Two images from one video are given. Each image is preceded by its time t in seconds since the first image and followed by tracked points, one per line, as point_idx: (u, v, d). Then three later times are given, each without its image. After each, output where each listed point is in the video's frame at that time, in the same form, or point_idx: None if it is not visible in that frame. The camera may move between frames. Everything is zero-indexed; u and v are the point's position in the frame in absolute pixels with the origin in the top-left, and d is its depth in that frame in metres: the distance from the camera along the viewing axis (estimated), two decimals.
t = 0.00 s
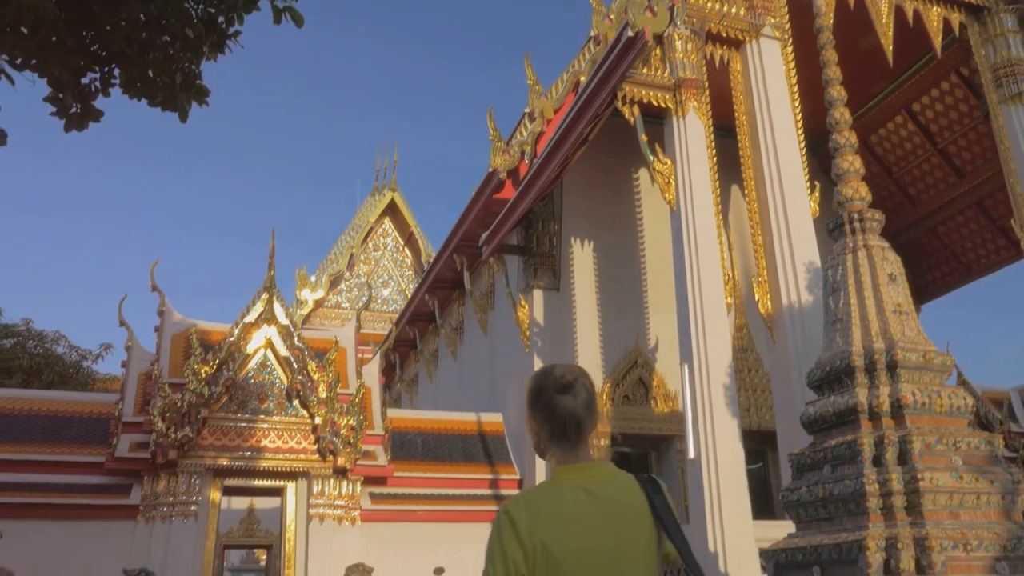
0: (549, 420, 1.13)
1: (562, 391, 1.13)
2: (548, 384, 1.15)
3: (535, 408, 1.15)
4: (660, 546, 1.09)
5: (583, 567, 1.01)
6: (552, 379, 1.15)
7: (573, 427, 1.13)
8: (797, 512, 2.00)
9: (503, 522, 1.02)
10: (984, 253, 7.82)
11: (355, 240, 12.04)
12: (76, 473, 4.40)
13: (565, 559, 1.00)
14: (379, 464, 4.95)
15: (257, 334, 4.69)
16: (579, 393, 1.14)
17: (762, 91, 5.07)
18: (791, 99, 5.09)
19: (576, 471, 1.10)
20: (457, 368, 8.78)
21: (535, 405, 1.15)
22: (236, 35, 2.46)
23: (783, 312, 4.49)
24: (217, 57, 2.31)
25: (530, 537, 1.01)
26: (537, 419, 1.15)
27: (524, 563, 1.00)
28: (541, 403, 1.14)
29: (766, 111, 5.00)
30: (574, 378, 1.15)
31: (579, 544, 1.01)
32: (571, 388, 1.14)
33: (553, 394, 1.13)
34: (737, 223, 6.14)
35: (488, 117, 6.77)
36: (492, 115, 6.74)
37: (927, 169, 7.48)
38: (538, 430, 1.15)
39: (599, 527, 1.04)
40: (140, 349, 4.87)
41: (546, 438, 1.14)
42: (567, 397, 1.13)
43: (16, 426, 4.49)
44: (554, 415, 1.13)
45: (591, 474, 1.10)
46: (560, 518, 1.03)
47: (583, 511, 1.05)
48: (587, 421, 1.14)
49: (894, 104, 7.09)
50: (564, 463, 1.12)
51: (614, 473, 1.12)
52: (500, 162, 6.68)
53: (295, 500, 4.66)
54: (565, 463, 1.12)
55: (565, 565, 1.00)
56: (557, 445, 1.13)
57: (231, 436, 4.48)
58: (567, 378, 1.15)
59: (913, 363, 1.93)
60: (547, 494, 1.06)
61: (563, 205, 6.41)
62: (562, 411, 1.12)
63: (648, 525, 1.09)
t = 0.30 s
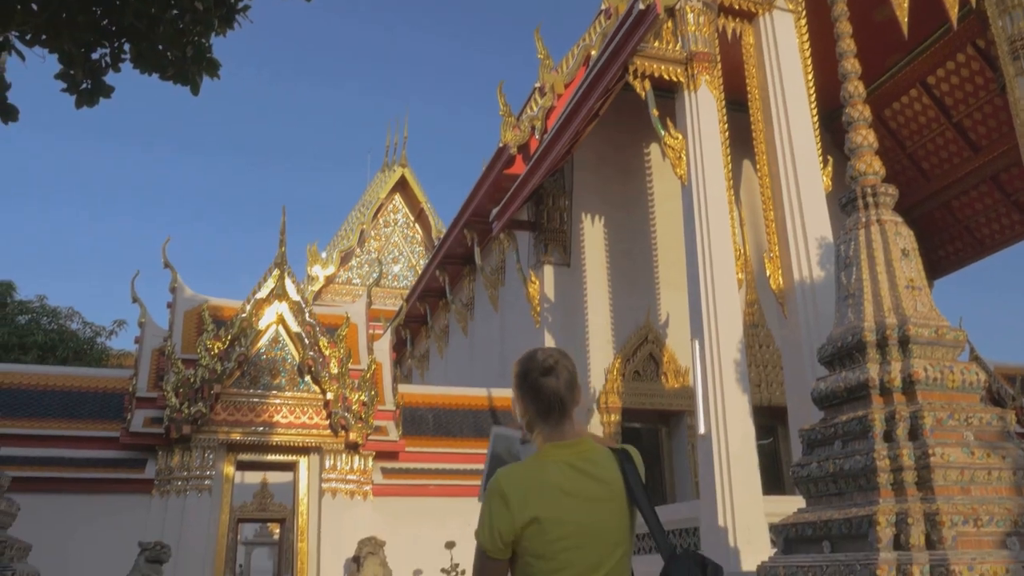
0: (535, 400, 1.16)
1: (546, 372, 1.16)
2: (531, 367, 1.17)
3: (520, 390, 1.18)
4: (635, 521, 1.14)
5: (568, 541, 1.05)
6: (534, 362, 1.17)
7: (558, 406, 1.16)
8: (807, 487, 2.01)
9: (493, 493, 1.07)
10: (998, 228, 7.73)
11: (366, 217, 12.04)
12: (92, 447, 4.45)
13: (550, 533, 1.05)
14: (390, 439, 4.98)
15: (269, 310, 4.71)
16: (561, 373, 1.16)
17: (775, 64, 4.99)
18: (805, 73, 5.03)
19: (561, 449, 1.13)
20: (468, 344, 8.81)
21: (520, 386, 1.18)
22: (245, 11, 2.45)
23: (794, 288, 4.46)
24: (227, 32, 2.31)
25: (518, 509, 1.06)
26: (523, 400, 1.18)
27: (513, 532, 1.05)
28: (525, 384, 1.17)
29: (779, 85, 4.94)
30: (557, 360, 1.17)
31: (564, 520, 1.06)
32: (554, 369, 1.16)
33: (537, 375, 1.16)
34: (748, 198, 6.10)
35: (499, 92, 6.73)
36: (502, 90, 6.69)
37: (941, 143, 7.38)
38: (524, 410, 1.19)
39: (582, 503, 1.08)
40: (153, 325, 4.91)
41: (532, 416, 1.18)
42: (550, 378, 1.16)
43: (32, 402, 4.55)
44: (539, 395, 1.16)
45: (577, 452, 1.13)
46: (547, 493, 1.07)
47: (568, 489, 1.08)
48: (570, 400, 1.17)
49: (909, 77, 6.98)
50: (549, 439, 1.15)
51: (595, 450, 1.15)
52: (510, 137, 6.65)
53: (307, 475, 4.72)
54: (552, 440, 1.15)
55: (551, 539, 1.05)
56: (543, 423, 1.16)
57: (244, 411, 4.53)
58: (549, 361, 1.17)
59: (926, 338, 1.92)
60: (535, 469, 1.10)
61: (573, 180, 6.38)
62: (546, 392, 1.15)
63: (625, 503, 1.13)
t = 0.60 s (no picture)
0: (548, 395, 1.16)
1: (557, 368, 1.15)
2: (541, 363, 1.15)
3: (532, 385, 1.17)
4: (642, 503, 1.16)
5: (586, 526, 1.06)
6: (544, 357, 1.15)
7: (570, 398, 1.16)
8: (819, 466, 2.01)
9: (513, 484, 1.06)
10: (1014, 206, 7.63)
11: (377, 196, 12.03)
12: (107, 425, 4.50)
13: (568, 520, 1.05)
14: (402, 417, 5.01)
15: (280, 290, 4.72)
16: (571, 367, 1.15)
17: (789, 40, 4.92)
18: (818, 48, 4.96)
19: (573, 440, 1.14)
20: (479, 323, 8.82)
21: (532, 382, 1.17)
22: None
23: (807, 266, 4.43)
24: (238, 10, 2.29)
25: (538, 497, 1.06)
26: (536, 394, 1.17)
27: (532, 520, 1.05)
28: (538, 380, 1.16)
29: (792, 62, 4.88)
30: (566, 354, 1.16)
31: (582, 506, 1.07)
32: (564, 364, 1.15)
33: (548, 372, 1.15)
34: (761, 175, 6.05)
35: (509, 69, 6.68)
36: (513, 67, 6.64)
37: (957, 119, 7.27)
38: (536, 404, 1.18)
39: (597, 490, 1.09)
40: (166, 305, 4.94)
41: (544, 410, 1.17)
42: (561, 374, 1.15)
43: (50, 380, 4.60)
44: (552, 390, 1.15)
45: (586, 442, 1.14)
46: (566, 482, 1.07)
47: (584, 476, 1.09)
48: (581, 391, 1.17)
49: (924, 52, 6.88)
50: (561, 431, 1.16)
51: (603, 439, 1.17)
52: (520, 115, 6.61)
53: (320, 453, 4.77)
54: (564, 432, 1.16)
55: (568, 526, 1.05)
56: (557, 416, 1.16)
57: (257, 390, 4.56)
58: (558, 357, 1.15)
59: (940, 317, 1.91)
60: (549, 459, 1.10)
61: (584, 158, 6.34)
62: (559, 387, 1.15)
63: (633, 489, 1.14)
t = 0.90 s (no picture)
0: (565, 386, 1.17)
1: (573, 358, 1.15)
2: (557, 354, 1.15)
3: (549, 378, 1.17)
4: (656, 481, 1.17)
5: (608, 507, 1.08)
6: (559, 348, 1.15)
7: (586, 385, 1.16)
8: (829, 446, 2.00)
9: (538, 468, 1.08)
10: None
11: (387, 176, 12.01)
12: (120, 405, 4.55)
13: (591, 502, 1.07)
14: (412, 397, 5.03)
15: (291, 270, 4.74)
16: (587, 356, 1.16)
17: (802, 16, 4.85)
18: (832, 26, 4.88)
19: (590, 425, 1.15)
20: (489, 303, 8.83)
21: (548, 373, 1.17)
22: None
23: (819, 246, 4.39)
24: None
25: (562, 481, 1.07)
26: (553, 386, 1.18)
27: (556, 501, 1.07)
28: (554, 371, 1.16)
29: (806, 39, 4.81)
30: (581, 344, 1.16)
31: (604, 488, 1.08)
32: (580, 354, 1.15)
33: (565, 361, 1.15)
34: (772, 153, 6.03)
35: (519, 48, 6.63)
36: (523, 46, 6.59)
37: (971, 97, 7.17)
38: (553, 393, 1.19)
39: (619, 472, 1.10)
40: (178, 285, 4.97)
41: (562, 398, 1.18)
42: (577, 363, 1.15)
43: (64, 360, 4.64)
44: (569, 380, 1.16)
45: (604, 426, 1.14)
46: (587, 466, 1.08)
47: (605, 460, 1.10)
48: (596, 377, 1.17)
49: (939, 29, 6.77)
50: (577, 418, 1.16)
51: (618, 421, 1.17)
52: (530, 95, 6.57)
53: (331, 434, 4.80)
54: (579, 418, 1.16)
55: (590, 507, 1.07)
56: (574, 403, 1.17)
57: (268, 369, 4.59)
58: (574, 348, 1.15)
59: (952, 296, 1.89)
60: (569, 444, 1.11)
61: (595, 138, 6.29)
62: (576, 376, 1.15)
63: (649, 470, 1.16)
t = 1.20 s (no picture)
0: (580, 372, 1.16)
1: (589, 342, 1.14)
2: (572, 340, 1.14)
3: (563, 363, 1.16)
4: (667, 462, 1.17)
5: (623, 487, 1.08)
6: (573, 334, 1.15)
7: (601, 369, 1.16)
8: (838, 427, 2.00)
9: (554, 449, 1.09)
10: None
11: (395, 157, 11.98)
12: (130, 386, 4.58)
13: (606, 482, 1.08)
14: (421, 378, 5.05)
15: (300, 252, 4.75)
16: (601, 341, 1.15)
17: None
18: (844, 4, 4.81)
19: (605, 409, 1.15)
20: (498, 285, 8.84)
21: (562, 359, 1.16)
22: None
23: (829, 227, 4.36)
24: None
25: (577, 462, 1.08)
26: (567, 371, 1.17)
27: (572, 482, 1.08)
28: (569, 356, 1.15)
29: (818, 18, 4.74)
30: (596, 329, 1.16)
31: (619, 469, 1.09)
32: (594, 339, 1.15)
33: (579, 346, 1.14)
34: (783, 134, 5.98)
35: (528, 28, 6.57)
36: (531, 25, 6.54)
37: (985, 77, 7.08)
38: (566, 378, 1.18)
39: (633, 453, 1.11)
40: (188, 267, 5.00)
41: (575, 383, 1.17)
42: (591, 349, 1.14)
43: (75, 342, 4.68)
44: (584, 365, 1.15)
45: (617, 408, 1.14)
46: (601, 447, 1.09)
47: (620, 441, 1.10)
48: (609, 362, 1.17)
49: (953, 8, 6.67)
50: (592, 401, 1.16)
51: (631, 404, 1.17)
52: (539, 76, 6.52)
53: (341, 415, 4.84)
54: (593, 402, 1.16)
55: (605, 487, 1.08)
56: (588, 387, 1.16)
57: (278, 351, 4.62)
58: (589, 334, 1.15)
59: (964, 277, 1.88)
60: (584, 427, 1.11)
61: (604, 119, 6.25)
62: (590, 362, 1.15)
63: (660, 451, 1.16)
